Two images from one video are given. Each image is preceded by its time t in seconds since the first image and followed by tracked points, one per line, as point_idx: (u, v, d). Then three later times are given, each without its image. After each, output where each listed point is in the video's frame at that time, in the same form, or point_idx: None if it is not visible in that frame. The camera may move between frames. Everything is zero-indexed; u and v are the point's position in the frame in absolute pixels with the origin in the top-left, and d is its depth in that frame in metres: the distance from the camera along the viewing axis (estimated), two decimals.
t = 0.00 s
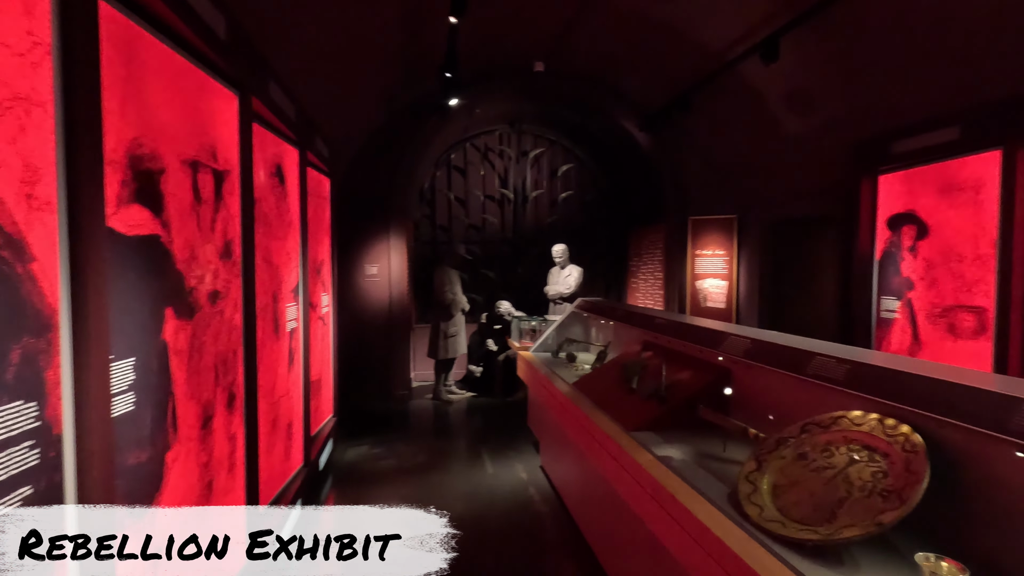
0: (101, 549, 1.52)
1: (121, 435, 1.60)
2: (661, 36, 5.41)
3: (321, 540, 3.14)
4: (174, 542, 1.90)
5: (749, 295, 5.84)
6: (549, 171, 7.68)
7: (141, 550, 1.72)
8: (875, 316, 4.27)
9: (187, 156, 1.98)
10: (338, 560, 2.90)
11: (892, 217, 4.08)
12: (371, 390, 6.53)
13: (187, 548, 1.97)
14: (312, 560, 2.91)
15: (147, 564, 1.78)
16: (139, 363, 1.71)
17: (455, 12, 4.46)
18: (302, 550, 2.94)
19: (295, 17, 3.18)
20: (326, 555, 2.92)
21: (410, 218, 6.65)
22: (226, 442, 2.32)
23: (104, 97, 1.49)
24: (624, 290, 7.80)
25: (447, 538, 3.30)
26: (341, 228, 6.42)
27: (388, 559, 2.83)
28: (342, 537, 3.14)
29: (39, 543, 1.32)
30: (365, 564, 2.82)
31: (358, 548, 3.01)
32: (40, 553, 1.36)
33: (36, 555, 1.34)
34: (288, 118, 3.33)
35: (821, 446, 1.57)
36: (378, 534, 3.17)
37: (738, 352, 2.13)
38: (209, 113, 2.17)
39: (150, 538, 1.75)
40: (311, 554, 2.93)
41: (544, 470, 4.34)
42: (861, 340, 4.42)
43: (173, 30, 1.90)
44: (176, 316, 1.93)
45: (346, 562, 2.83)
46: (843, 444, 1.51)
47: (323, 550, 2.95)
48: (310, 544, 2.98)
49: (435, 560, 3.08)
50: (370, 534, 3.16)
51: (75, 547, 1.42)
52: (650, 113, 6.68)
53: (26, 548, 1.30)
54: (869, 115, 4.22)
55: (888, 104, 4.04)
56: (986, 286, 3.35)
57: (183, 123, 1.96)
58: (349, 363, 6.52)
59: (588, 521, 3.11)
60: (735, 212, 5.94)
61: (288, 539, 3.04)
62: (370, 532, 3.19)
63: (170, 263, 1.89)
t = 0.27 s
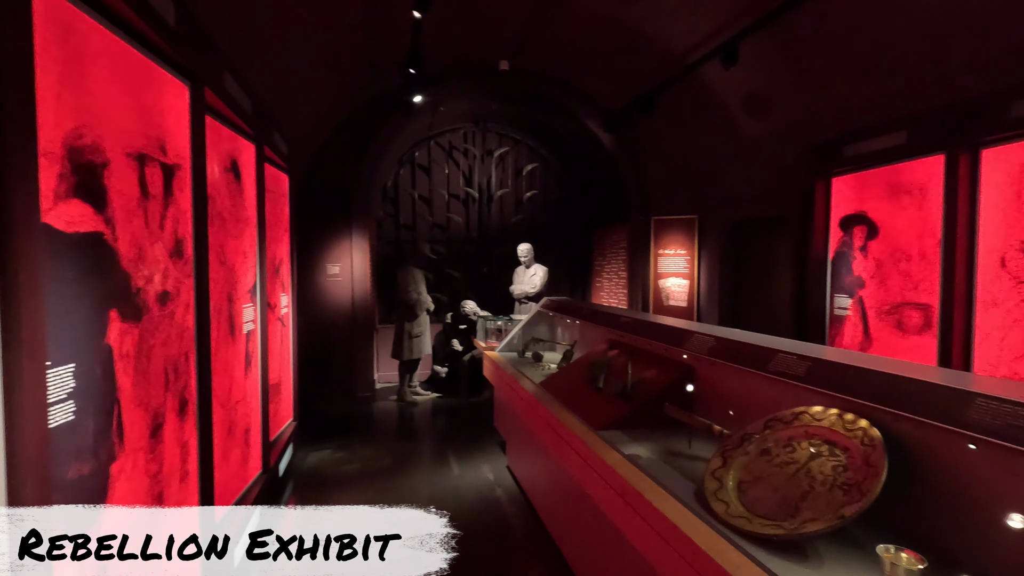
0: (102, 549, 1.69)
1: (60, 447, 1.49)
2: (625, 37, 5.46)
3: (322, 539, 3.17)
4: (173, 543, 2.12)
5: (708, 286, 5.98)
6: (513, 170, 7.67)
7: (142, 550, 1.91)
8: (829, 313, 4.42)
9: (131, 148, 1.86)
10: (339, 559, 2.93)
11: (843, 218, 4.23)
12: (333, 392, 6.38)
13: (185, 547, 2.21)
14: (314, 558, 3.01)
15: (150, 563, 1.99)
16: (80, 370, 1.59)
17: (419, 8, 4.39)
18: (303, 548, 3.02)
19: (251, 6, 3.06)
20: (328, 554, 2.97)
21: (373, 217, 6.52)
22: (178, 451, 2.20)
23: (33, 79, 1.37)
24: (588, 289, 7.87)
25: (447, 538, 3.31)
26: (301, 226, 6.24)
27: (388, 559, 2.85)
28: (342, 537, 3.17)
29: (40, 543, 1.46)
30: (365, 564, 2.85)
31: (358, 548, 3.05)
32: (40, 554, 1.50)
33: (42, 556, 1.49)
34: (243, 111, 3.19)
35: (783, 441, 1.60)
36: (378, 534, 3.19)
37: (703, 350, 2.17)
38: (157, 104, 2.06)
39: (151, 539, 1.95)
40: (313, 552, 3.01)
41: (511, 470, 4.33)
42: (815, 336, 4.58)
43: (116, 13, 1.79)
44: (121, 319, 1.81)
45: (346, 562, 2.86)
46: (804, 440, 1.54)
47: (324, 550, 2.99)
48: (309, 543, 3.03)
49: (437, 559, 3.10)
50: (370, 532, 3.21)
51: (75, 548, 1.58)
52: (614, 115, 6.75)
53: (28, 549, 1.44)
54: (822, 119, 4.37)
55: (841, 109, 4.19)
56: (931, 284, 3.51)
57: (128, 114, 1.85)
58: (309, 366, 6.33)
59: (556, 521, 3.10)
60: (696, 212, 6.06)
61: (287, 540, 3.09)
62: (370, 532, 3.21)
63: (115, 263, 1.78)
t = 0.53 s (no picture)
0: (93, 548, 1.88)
1: None
2: (586, 39, 5.51)
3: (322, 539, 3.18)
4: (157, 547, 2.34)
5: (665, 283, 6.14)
6: (476, 169, 7.64)
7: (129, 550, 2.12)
8: (782, 311, 4.56)
9: (69, 140, 1.75)
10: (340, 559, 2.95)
11: (795, 219, 4.40)
12: (291, 396, 6.20)
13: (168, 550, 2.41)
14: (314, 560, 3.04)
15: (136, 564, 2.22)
16: (12, 378, 1.49)
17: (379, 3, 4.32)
18: (303, 548, 3.08)
19: None
20: (329, 554, 2.99)
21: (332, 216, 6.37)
22: (123, 461, 2.08)
23: None
24: (551, 289, 7.92)
25: (447, 538, 3.30)
26: (256, 225, 6.03)
27: (388, 559, 2.88)
28: (342, 537, 3.19)
29: (39, 543, 1.62)
30: (366, 564, 2.87)
31: (358, 548, 3.07)
32: (39, 554, 1.66)
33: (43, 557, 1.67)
34: (194, 104, 3.06)
35: (742, 436, 1.63)
36: (378, 534, 3.21)
37: (664, 348, 2.21)
38: (98, 95, 1.95)
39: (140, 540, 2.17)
40: (314, 553, 3.06)
41: (475, 471, 4.30)
42: (769, 333, 4.73)
43: None
44: (60, 323, 1.70)
45: (346, 562, 2.90)
46: (762, 434, 1.58)
47: (325, 550, 3.03)
48: (310, 542, 3.06)
49: (436, 557, 3.10)
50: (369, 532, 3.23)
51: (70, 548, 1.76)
52: (576, 115, 6.82)
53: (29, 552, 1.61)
54: (775, 123, 4.52)
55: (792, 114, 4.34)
56: (877, 282, 3.67)
57: (65, 104, 1.74)
58: (266, 369, 6.13)
59: (521, 520, 3.10)
60: (656, 213, 6.18)
61: (287, 540, 3.13)
62: (370, 533, 3.23)
63: (52, 263, 1.67)
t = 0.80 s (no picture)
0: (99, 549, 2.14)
1: None
2: (551, 40, 5.55)
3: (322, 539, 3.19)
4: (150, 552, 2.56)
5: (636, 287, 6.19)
6: (441, 168, 7.59)
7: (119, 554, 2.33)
8: (740, 309, 4.69)
9: (6, 132, 1.65)
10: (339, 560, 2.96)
11: (752, 220, 4.54)
12: (251, 400, 6.02)
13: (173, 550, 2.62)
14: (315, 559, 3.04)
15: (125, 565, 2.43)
16: None
17: None
18: (303, 549, 3.06)
19: None
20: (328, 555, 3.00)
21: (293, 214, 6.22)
22: (68, 471, 1.98)
23: None
24: (517, 288, 7.94)
25: (447, 538, 3.28)
26: (213, 224, 5.84)
27: (387, 559, 2.88)
28: (341, 537, 3.19)
29: (41, 542, 1.88)
30: (365, 564, 2.88)
31: (358, 548, 3.07)
32: (40, 554, 1.93)
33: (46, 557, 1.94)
34: (145, 98, 2.93)
35: (704, 431, 1.67)
36: (378, 534, 3.22)
37: (629, 346, 2.24)
38: (39, 86, 1.84)
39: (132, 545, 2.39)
40: (314, 554, 3.04)
41: (441, 472, 4.27)
42: (729, 331, 4.87)
43: None
44: None
45: (346, 562, 2.91)
46: (723, 429, 1.62)
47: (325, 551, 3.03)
48: (312, 543, 3.08)
49: (435, 556, 3.08)
50: (372, 532, 3.24)
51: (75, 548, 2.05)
52: (541, 116, 6.86)
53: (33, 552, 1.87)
54: (734, 126, 4.64)
55: (750, 118, 4.47)
56: (829, 281, 3.82)
57: (3, 94, 1.64)
58: (224, 372, 5.94)
59: (488, 521, 3.09)
60: (620, 213, 6.26)
61: (287, 540, 3.13)
62: (370, 532, 3.24)
63: None
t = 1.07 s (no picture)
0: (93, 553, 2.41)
1: None
2: (516, 41, 5.56)
3: (322, 539, 3.18)
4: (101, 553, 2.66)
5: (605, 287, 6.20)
6: (406, 167, 7.51)
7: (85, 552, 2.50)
8: (702, 307, 4.81)
9: None
10: (339, 560, 2.94)
11: (713, 221, 4.65)
12: (209, 404, 5.84)
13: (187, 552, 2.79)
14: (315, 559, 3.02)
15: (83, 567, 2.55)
16: None
17: None
18: (304, 548, 3.04)
19: None
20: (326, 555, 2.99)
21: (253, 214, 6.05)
22: (7, 482, 1.88)
23: None
24: (484, 288, 7.93)
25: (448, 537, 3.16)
26: (168, 223, 5.63)
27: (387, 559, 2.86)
28: (342, 537, 3.17)
29: (37, 542, 2.13)
30: (366, 564, 2.86)
31: (358, 548, 3.05)
32: (37, 554, 2.22)
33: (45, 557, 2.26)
34: (92, 91, 2.81)
35: (665, 428, 1.71)
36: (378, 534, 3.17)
37: (593, 345, 2.27)
38: None
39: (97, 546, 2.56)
40: (314, 553, 3.03)
41: (407, 474, 4.23)
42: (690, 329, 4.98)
43: None
44: None
45: (346, 563, 2.90)
46: (683, 425, 1.66)
47: (325, 550, 3.03)
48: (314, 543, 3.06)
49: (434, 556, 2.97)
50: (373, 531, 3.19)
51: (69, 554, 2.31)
52: (507, 116, 6.87)
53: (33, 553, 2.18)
54: (694, 130, 4.75)
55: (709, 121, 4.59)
56: (785, 281, 3.95)
57: None
58: (180, 376, 5.74)
59: (455, 522, 3.07)
60: (585, 214, 6.33)
61: (287, 540, 3.11)
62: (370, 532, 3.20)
63: None
